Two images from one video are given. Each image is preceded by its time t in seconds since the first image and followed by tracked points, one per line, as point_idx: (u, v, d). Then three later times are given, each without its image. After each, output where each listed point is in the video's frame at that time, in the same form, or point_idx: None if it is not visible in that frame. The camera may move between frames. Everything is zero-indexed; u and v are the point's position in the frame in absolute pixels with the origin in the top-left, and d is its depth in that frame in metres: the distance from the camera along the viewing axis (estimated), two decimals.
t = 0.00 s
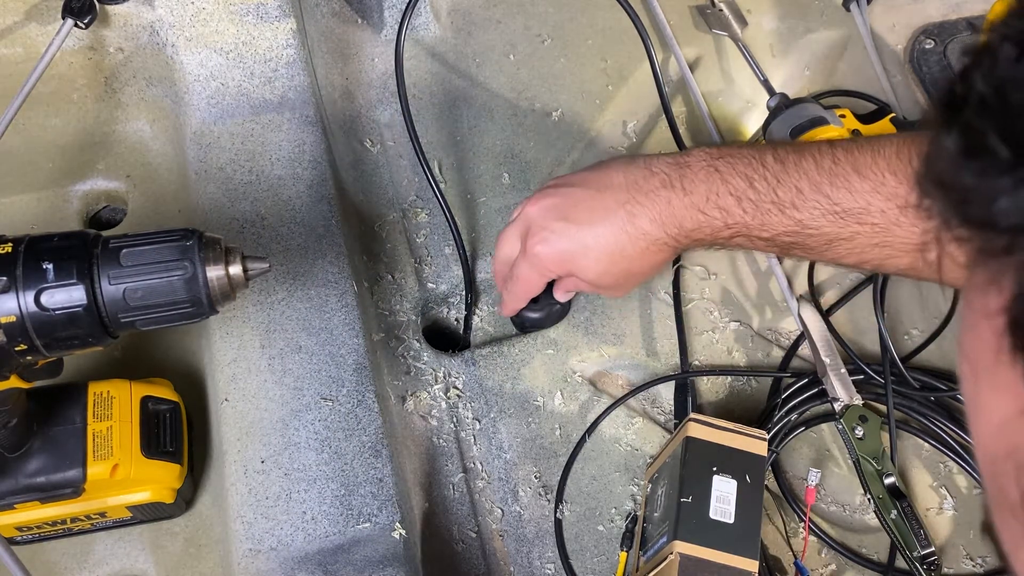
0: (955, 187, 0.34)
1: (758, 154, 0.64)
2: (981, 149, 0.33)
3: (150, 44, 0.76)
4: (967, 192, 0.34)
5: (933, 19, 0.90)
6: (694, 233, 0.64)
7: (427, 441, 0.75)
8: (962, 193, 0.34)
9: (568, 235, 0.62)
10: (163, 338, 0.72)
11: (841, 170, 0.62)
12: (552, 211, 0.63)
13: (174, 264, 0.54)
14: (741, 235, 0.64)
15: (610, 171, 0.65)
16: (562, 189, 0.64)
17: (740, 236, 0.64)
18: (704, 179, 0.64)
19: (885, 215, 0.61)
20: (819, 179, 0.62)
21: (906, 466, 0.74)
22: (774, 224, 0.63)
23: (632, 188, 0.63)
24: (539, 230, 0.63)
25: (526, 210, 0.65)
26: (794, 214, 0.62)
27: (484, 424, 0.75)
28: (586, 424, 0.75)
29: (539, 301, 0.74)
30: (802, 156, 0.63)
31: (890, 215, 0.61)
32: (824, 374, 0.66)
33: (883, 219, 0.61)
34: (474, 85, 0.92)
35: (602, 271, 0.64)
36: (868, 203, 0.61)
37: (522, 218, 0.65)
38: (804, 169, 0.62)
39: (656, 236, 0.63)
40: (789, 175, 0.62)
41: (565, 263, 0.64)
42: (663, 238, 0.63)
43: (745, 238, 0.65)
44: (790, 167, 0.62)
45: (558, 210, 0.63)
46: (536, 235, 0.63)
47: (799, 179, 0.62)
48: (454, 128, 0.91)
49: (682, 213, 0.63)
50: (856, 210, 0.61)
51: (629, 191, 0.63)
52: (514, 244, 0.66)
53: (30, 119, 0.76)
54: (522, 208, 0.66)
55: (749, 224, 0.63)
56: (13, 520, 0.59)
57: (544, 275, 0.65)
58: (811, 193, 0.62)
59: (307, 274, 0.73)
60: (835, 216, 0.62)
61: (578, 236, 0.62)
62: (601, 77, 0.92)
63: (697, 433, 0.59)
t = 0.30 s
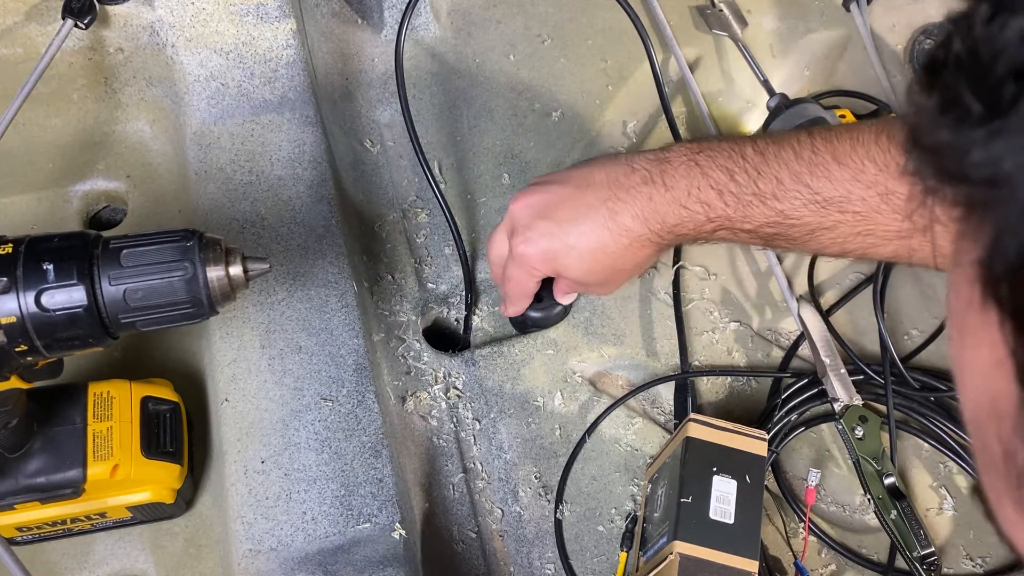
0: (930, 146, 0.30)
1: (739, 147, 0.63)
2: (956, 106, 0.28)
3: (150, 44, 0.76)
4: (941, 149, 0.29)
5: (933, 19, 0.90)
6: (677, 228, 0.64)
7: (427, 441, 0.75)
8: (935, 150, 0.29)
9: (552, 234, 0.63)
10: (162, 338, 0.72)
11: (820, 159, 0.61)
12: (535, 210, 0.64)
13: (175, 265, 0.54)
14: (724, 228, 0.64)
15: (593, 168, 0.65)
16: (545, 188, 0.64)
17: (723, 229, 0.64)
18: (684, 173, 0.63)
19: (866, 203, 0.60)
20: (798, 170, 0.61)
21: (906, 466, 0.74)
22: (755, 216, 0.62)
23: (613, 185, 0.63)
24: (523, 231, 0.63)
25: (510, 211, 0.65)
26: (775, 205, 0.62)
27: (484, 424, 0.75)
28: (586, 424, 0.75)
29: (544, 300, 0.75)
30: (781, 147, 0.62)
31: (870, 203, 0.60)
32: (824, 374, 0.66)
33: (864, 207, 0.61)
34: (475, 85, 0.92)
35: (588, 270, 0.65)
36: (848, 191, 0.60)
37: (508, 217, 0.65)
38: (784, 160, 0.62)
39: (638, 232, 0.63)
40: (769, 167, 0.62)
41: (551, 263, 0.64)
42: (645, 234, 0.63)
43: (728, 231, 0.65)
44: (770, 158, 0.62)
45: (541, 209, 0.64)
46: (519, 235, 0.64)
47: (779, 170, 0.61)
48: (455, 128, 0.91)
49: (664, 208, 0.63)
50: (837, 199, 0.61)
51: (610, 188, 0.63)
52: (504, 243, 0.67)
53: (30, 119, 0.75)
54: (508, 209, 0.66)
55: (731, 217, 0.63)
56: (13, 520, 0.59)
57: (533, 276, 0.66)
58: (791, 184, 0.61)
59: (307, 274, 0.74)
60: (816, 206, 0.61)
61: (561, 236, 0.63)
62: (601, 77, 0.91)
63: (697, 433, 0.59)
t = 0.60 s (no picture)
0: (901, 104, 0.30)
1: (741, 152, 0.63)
2: (931, 65, 0.29)
3: (150, 44, 0.76)
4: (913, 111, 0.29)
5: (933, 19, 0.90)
6: (679, 231, 0.63)
7: (427, 441, 0.75)
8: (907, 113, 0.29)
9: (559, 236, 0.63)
10: (162, 338, 0.72)
11: (820, 162, 0.61)
12: (544, 212, 0.64)
13: (175, 265, 0.54)
14: (726, 232, 0.64)
15: (599, 174, 0.65)
16: (553, 191, 0.65)
17: (724, 232, 0.63)
18: (687, 175, 0.63)
19: (864, 202, 0.61)
20: (800, 171, 0.61)
21: (906, 466, 0.74)
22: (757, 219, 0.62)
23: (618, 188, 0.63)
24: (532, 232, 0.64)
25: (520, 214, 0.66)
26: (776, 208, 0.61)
27: (484, 425, 0.75)
28: (586, 424, 0.75)
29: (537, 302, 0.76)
30: (783, 150, 0.62)
31: (868, 203, 0.60)
32: (824, 374, 0.66)
33: (862, 208, 0.61)
34: (475, 85, 0.92)
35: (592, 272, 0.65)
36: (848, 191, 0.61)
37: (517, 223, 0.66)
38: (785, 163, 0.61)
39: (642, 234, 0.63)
40: (770, 170, 0.61)
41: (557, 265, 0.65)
42: (648, 236, 0.63)
43: (731, 235, 0.64)
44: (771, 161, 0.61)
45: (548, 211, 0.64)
46: (528, 237, 0.64)
47: (780, 172, 0.61)
48: (455, 128, 0.91)
49: (667, 211, 0.62)
50: (836, 200, 0.61)
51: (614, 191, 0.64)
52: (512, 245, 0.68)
53: (29, 118, 0.76)
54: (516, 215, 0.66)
55: (733, 221, 0.62)
56: (13, 520, 0.59)
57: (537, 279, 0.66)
58: (792, 186, 0.61)
59: (307, 274, 0.74)
60: (815, 208, 0.61)
61: (568, 236, 0.63)
62: (601, 77, 0.91)
63: (697, 433, 0.59)
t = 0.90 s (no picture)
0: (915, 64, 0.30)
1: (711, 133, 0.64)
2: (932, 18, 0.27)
3: (150, 44, 0.76)
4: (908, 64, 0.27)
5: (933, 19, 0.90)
6: (644, 206, 0.63)
7: (427, 441, 0.75)
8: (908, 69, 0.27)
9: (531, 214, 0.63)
10: (162, 338, 0.72)
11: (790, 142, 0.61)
12: (517, 198, 0.65)
13: (174, 264, 0.54)
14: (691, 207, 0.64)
15: (570, 157, 0.66)
16: (529, 177, 0.65)
17: (689, 208, 0.64)
18: (654, 151, 0.63)
19: (832, 183, 0.61)
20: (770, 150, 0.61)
21: (906, 466, 0.74)
22: (722, 195, 0.62)
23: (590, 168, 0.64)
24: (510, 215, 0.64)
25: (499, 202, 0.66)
26: (742, 184, 0.62)
27: (484, 424, 0.75)
28: (586, 424, 0.75)
29: (536, 302, 0.76)
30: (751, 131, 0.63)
31: (836, 184, 0.61)
32: (824, 373, 0.66)
33: (829, 188, 0.61)
34: (475, 86, 0.92)
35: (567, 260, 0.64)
36: (815, 171, 0.61)
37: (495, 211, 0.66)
38: (753, 142, 0.62)
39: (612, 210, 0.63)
40: (736, 148, 0.62)
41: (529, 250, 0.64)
42: (614, 213, 0.63)
43: (696, 212, 0.64)
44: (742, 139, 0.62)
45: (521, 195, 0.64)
46: (500, 220, 0.64)
47: (747, 149, 0.62)
48: (455, 128, 0.92)
49: (632, 185, 0.63)
50: (802, 180, 0.61)
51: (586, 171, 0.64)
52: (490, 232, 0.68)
53: (29, 119, 0.76)
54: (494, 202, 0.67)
55: (700, 196, 0.63)
56: (13, 520, 0.59)
57: (512, 267, 0.66)
58: (758, 164, 0.61)
59: (307, 274, 0.74)
60: (782, 186, 0.61)
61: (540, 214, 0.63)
62: (601, 76, 0.91)
63: (698, 433, 0.59)
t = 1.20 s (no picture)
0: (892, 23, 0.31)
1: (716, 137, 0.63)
2: None
3: (150, 44, 0.76)
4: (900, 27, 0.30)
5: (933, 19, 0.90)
6: (664, 220, 0.62)
7: (427, 441, 0.75)
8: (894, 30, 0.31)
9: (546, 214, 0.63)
10: (162, 338, 0.72)
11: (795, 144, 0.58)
12: (531, 195, 0.64)
13: (175, 265, 0.54)
14: (712, 218, 0.63)
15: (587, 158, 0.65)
16: (537, 171, 0.65)
17: (710, 218, 0.63)
18: (672, 161, 0.62)
19: (845, 180, 0.57)
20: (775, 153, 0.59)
21: (906, 466, 0.74)
22: (737, 202, 0.61)
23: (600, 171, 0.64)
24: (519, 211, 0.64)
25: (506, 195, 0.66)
26: (756, 191, 0.60)
27: (484, 425, 0.75)
28: (586, 424, 0.75)
29: (537, 303, 0.77)
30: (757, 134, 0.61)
31: (853, 180, 0.57)
32: (824, 373, 0.66)
33: (845, 185, 0.58)
34: (475, 86, 0.92)
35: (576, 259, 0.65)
36: (827, 169, 0.57)
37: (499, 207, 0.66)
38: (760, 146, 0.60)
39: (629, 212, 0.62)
40: (749, 153, 0.60)
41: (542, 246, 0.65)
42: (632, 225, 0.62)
43: (715, 221, 0.63)
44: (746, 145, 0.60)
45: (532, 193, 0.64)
46: (509, 220, 0.64)
47: (758, 155, 0.59)
48: (454, 129, 0.91)
49: (649, 197, 0.62)
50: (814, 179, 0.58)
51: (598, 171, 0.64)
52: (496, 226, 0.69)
53: (29, 119, 0.76)
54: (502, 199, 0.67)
55: (712, 201, 0.62)
56: (13, 520, 0.59)
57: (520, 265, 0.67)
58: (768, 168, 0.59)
59: (307, 274, 0.74)
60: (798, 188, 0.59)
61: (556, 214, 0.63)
62: (601, 76, 0.91)
63: (698, 433, 0.59)
